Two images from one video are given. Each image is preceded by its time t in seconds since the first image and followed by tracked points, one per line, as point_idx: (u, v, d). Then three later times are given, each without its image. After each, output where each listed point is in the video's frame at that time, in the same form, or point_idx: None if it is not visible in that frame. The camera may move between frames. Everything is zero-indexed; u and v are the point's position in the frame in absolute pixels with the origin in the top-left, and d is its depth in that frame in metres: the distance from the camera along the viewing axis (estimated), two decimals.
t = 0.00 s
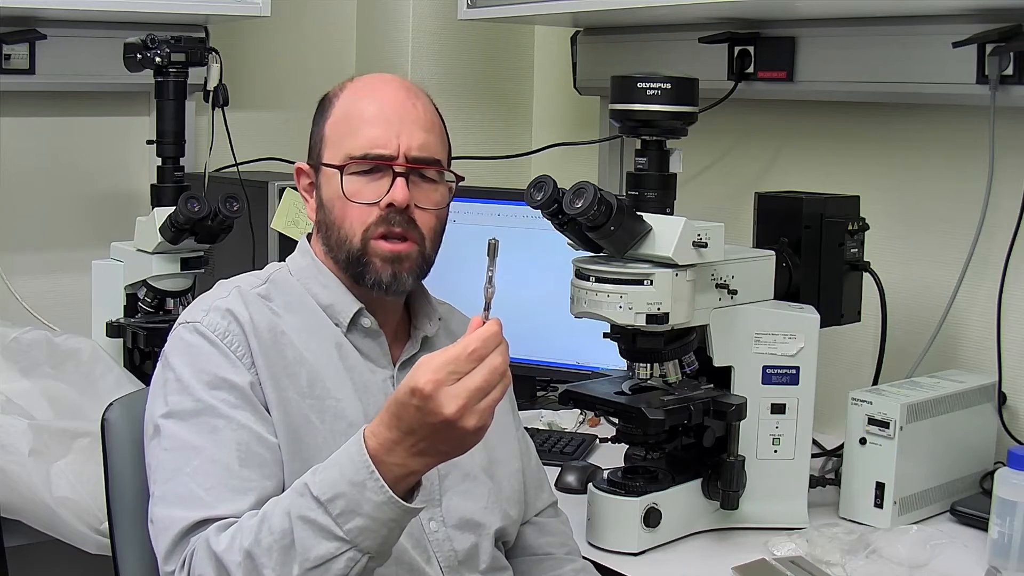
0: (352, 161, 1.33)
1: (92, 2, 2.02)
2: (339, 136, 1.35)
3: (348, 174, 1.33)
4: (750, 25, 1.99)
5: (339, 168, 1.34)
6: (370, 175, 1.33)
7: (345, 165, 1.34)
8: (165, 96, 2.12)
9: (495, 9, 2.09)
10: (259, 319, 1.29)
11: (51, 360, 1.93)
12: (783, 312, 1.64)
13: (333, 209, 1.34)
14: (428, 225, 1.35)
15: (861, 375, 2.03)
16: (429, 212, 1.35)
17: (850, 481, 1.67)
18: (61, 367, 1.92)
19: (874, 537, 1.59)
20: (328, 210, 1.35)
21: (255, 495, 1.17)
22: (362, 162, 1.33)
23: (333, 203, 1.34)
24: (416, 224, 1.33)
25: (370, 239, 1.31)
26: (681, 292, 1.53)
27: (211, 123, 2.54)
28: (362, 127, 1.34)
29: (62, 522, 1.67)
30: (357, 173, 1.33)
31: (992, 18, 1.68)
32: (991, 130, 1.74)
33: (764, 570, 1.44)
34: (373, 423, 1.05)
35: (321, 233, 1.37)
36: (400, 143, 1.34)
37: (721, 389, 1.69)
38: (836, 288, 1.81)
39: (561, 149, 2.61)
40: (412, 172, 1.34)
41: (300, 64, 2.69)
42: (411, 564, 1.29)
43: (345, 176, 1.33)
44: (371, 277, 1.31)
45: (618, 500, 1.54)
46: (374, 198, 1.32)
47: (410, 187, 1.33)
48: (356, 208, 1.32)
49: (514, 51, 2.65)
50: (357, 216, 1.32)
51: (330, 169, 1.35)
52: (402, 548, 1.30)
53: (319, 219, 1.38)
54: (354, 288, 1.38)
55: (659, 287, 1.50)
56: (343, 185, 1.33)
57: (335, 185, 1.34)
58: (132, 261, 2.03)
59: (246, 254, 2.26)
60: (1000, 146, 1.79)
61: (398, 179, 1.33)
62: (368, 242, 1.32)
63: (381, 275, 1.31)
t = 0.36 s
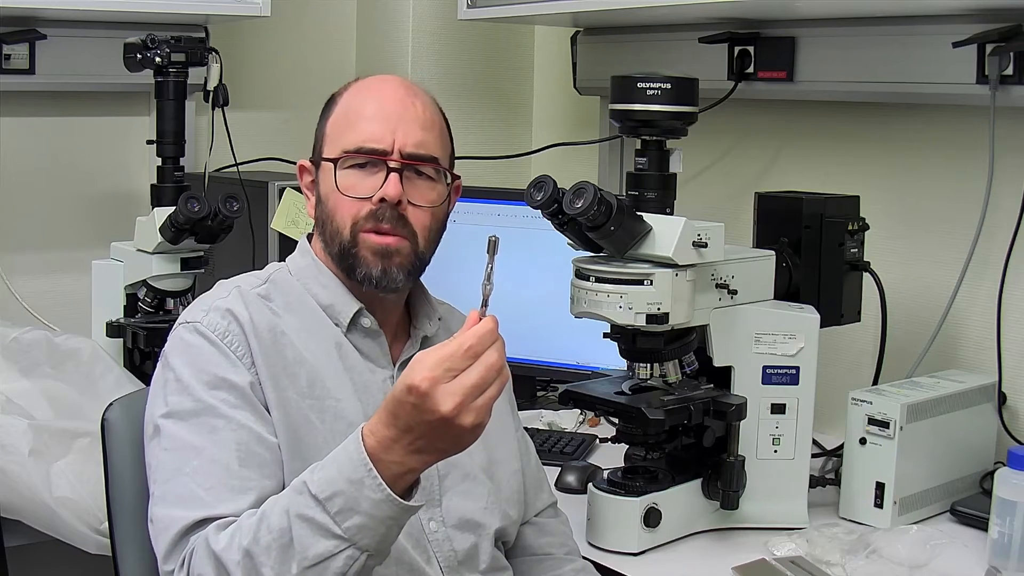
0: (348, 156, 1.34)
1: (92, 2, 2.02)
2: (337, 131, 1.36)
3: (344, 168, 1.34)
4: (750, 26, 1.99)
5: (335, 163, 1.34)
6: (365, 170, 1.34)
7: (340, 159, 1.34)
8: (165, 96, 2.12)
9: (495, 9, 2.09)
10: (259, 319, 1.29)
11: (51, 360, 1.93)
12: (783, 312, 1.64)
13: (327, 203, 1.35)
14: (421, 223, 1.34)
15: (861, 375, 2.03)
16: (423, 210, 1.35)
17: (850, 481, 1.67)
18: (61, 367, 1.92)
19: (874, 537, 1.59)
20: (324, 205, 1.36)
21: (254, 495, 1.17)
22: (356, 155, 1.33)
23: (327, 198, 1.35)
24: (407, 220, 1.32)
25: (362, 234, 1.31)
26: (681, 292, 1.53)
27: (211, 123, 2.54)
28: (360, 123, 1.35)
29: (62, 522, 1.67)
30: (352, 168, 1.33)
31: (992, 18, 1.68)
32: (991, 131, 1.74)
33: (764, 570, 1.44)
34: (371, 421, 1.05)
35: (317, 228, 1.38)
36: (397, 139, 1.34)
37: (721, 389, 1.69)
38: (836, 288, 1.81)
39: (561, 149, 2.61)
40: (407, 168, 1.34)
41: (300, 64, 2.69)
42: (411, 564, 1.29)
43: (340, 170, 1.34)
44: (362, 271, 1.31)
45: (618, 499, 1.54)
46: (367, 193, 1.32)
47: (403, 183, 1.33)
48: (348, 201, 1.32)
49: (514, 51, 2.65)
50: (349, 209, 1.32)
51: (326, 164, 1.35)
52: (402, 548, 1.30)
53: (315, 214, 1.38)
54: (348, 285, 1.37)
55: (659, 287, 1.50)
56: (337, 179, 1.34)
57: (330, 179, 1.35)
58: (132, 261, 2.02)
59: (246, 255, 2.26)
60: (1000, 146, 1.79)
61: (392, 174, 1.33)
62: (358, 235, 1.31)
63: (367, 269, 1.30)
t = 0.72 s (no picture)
0: (359, 156, 1.34)
1: (92, 3, 2.02)
2: (347, 130, 1.36)
3: (354, 168, 1.34)
4: (750, 25, 1.99)
5: (344, 162, 1.34)
6: (375, 170, 1.33)
7: (351, 159, 1.34)
8: (165, 96, 2.12)
9: (495, 9, 2.09)
10: (260, 319, 1.29)
11: (51, 360, 1.93)
12: (783, 312, 1.64)
13: (335, 203, 1.34)
14: (429, 226, 1.34)
15: (861, 375, 2.03)
16: (432, 212, 1.35)
17: (850, 481, 1.67)
18: (61, 367, 1.92)
19: (874, 537, 1.59)
20: (330, 205, 1.35)
21: (255, 496, 1.17)
22: (366, 155, 1.33)
23: (336, 197, 1.34)
24: (417, 222, 1.33)
25: (369, 234, 1.31)
26: (681, 292, 1.53)
27: (211, 123, 2.54)
28: (370, 123, 1.35)
29: (62, 522, 1.67)
30: (362, 168, 1.33)
31: (992, 18, 1.68)
32: (991, 131, 1.74)
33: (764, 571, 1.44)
34: (371, 423, 1.05)
35: (323, 228, 1.37)
36: (407, 140, 1.34)
37: (721, 389, 1.69)
38: (836, 288, 1.81)
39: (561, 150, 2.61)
40: (417, 170, 1.34)
41: (300, 64, 2.69)
42: (411, 565, 1.29)
43: (349, 170, 1.34)
44: (368, 272, 1.31)
45: (618, 500, 1.53)
46: (376, 193, 1.32)
47: (413, 184, 1.33)
48: (357, 201, 1.32)
49: (514, 51, 2.65)
50: (358, 209, 1.32)
51: (336, 163, 1.35)
52: (402, 549, 1.29)
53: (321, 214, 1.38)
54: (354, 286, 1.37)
55: (658, 287, 1.50)
56: (347, 179, 1.34)
57: (340, 179, 1.34)
58: (133, 261, 2.02)
59: (246, 254, 2.26)
60: (1000, 146, 1.79)
61: (402, 175, 1.33)
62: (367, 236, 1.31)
63: (376, 271, 1.31)
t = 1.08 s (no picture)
0: (362, 154, 1.33)
1: (92, 3, 2.02)
2: (349, 130, 1.35)
3: (356, 166, 1.33)
4: (750, 26, 1.99)
5: (347, 161, 1.34)
6: (378, 169, 1.33)
7: (353, 158, 1.33)
8: (165, 96, 2.12)
9: (495, 9, 2.09)
10: (260, 319, 1.29)
11: (51, 360, 1.93)
12: (782, 312, 1.64)
13: (338, 202, 1.34)
14: (432, 224, 1.35)
15: (861, 375, 2.03)
16: (435, 210, 1.35)
17: (850, 481, 1.67)
18: (61, 367, 1.92)
19: (874, 537, 1.59)
20: (332, 203, 1.35)
21: (253, 495, 1.17)
22: (370, 154, 1.33)
23: (338, 196, 1.34)
24: (420, 220, 1.33)
25: (372, 232, 1.31)
26: (681, 292, 1.53)
27: (210, 123, 2.54)
28: (372, 122, 1.35)
29: (62, 522, 1.67)
30: (366, 167, 1.33)
31: (991, 18, 1.68)
32: (991, 131, 1.74)
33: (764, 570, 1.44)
34: (368, 419, 1.05)
35: (325, 227, 1.37)
36: (410, 138, 1.34)
37: (721, 389, 1.69)
38: (836, 288, 1.81)
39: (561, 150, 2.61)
40: (420, 168, 1.34)
41: (300, 64, 2.69)
42: (411, 564, 1.29)
43: (352, 168, 1.33)
44: (371, 269, 1.31)
45: (618, 499, 1.53)
46: (379, 192, 1.32)
47: (416, 183, 1.33)
48: (360, 199, 1.32)
49: (514, 51, 2.66)
50: (361, 207, 1.32)
51: (338, 162, 1.34)
52: (402, 548, 1.29)
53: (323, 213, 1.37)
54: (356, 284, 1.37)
55: (658, 287, 1.50)
56: (350, 177, 1.33)
57: (342, 178, 1.34)
58: (133, 261, 2.02)
59: (246, 254, 2.26)
60: (1000, 146, 1.79)
61: (405, 173, 1.33)
62: (372, 235, 1.31)
63: (380, 269, 1.30)
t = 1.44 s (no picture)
0: (366, 156, 1.33)
1: (91, 3, 2.02)
2: (353, 130, 1.35)
3: (359, 167, 1.33)
4: (750, 26, 1.99)
5: (350, 162, 1.34)
6: (382, 170, 1.33)
7: (357, 159, 1.33)
8: (165, 96, 2.12)
9: (495, 10, 2.09)
10: (260, 320, 1.29)
11: (51, 360, 1.93)
12: (782, 312, 1.64)
13: (341, 203, 1.34)
14: (435, 225, 1.35)
15: (861, 374, 2.03)
16: (438, 212, 1.35)
17: (850, 481, 1.67)
18: (61, 367, 1.92)
19: (874, 537, 1.59)
20: (335, 204, 1.35)
21: (253, 495, 1.17)
22: (373, 155, 1.33)
23: (341, 197, 1.34)
24: (423, 222, 1.33)
25: (375, 233, 1.31)
26: (681, 292, 1.53)
27: (210, 123, 2.54)
28: (376, 122, 1.35)
29: (62, 522, 1.67)
30: (369, 168, 1.33)
31: (991, 18, 1.68)
32: (991, 130, 1.74)
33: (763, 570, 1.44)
34: (368, 419, 1.05)
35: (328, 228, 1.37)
36: (413, 139, 1.34)
37: (721, 389, 1.69)
38: (836, 288, 1.81)
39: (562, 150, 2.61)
40: (424, 170, 1.34)
41: (300, 64, 2.69)
42: (411, 565, 1.29)
43: (356, 169, 1.33)
44: (374, 270, 1.31)
45: (618, 499, 1.54)
46: (383, 193, 1.32)
47: (420, 184, 1.33)
48: (364, 201, 1.32)
49: (514, 51, 2.65)
50: (364, 209, 1.32)
51: (342, 163, 1.34)
52: (402, 548, 1.29)
53: (326, 214, 1.37)
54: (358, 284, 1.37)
55: (658, 287, 1.50)
56: (353, 179, 1.33)
57: (346, 179, 1.34)
58: (133, 261, 2.02)
59: (246, 254, 2.26)
60: (1000, 146, 1.79)
61: (409, 174, 1.33)
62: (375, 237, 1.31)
63: (383, 271, 1.31)
